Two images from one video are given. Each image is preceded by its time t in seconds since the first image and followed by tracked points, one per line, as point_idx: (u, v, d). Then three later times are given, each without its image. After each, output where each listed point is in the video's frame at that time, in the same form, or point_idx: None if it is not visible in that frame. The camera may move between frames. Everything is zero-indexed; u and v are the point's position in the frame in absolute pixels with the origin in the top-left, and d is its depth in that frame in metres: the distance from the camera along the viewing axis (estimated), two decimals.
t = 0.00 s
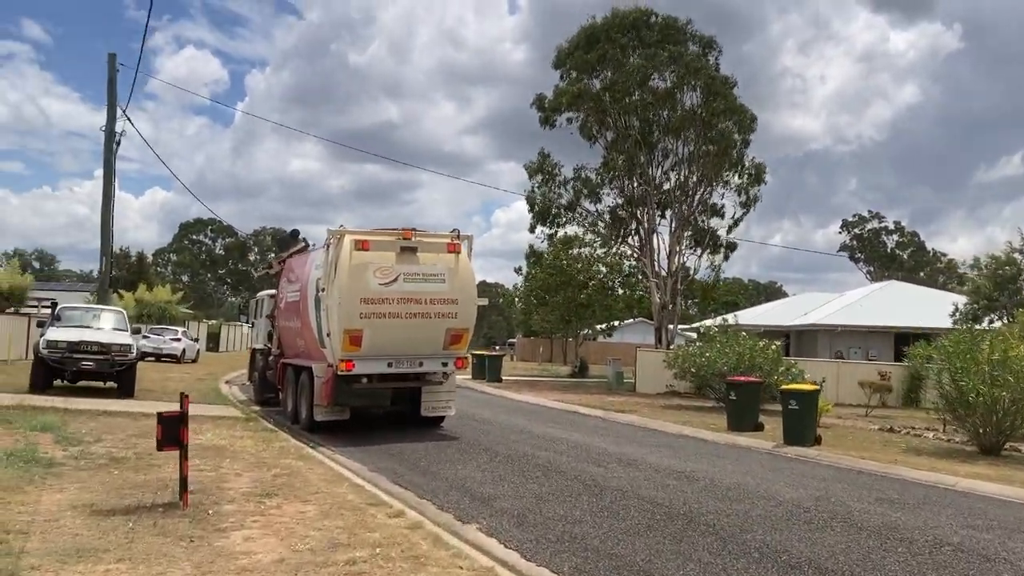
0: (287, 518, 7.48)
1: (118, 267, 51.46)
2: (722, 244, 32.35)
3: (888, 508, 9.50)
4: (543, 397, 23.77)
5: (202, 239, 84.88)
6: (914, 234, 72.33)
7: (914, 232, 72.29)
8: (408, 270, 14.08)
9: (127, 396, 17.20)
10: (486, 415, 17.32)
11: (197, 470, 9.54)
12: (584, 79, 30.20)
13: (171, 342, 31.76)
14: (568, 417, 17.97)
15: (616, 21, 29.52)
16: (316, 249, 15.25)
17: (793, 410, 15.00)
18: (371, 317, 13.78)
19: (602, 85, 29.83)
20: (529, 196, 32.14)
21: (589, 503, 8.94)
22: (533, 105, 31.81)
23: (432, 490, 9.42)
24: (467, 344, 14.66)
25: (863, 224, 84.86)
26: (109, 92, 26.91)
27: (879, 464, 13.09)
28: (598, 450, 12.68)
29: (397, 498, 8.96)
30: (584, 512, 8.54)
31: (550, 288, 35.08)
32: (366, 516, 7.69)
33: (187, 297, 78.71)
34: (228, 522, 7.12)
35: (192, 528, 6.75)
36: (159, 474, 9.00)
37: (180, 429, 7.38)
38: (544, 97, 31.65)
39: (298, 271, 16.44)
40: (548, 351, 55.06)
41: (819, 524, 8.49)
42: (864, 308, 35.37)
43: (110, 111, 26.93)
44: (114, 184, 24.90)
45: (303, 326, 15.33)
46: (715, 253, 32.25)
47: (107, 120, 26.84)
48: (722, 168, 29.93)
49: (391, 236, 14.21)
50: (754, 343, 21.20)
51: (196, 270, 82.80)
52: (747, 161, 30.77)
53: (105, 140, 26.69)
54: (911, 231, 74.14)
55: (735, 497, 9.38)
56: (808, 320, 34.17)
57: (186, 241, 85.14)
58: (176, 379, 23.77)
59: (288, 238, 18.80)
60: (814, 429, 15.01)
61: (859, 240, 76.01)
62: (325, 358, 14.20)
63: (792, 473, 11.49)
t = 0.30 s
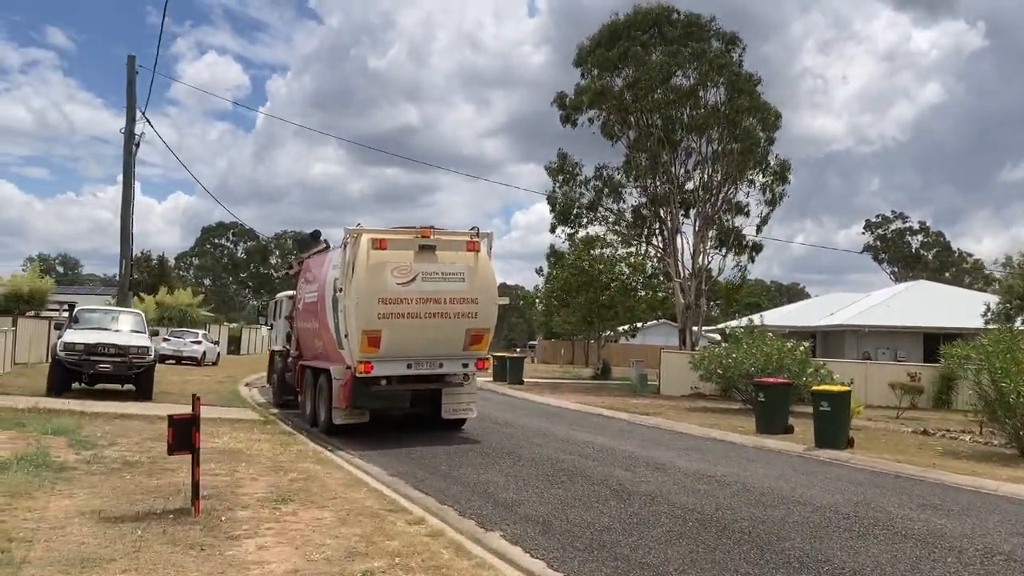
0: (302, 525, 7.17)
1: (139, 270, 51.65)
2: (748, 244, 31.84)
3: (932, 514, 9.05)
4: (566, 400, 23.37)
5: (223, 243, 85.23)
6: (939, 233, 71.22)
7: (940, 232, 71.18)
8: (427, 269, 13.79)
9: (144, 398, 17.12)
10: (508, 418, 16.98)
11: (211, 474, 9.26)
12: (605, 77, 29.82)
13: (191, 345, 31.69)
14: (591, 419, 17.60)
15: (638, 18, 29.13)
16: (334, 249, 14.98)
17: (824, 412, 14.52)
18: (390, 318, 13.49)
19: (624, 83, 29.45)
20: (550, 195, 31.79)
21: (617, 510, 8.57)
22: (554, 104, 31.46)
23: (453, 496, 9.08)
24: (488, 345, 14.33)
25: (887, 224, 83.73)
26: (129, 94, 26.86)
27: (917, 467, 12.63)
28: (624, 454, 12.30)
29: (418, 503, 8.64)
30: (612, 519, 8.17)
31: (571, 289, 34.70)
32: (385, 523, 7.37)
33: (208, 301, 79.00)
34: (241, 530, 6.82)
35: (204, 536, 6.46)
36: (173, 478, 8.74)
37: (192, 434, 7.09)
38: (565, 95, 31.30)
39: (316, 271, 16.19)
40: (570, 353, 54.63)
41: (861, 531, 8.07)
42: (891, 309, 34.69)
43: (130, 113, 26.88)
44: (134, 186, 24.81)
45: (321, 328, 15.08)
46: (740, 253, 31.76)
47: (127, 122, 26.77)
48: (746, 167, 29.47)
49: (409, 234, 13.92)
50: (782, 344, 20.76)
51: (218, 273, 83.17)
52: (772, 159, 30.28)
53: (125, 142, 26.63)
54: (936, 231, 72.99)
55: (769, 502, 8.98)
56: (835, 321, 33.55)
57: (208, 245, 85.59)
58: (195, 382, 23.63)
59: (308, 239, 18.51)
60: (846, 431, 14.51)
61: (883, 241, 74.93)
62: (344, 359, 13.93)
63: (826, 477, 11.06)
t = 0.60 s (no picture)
0: (308, 541, 6.83)
1: (153, 274, 51.65)
2: (766, 246, 31.35)
3: (969, 527, 8.62)
4: (582, 404, 22.95)
5: (238, 246, 85.35)
6: (958, 235, 70.35)
7: (958, 234, 70.31)
8: (440, 272, 13.45)
9: (153, 403, 16.91)
10: (523, 424, 16.61)
11: (216, 485, 8.94)
12: (621, 76, 29.42)
13: (204, 348, 31.50)
14: (608, 425, 17.22)
15: (654, 17, 28.72)
16: (346, 251, 14.66)
17: (850, 419, 14.01)
18: (402, 322, 13.15)
19: (640, 82, 29.04)
20: (564, 197, 31.41)
21: (639, 523, 8.18)
22: (569, 104, 31.07)
23: (467, 508, 8.72)
24: (502, 350, 13.98)
25: (904, 225, 82.85)
26: (141, 96, 26.70)
27: (948, 476, 12.16)
28: (644, 462, 11.89)
29: (429, 517, 8.27)
30: (634, 534, 7.79)
31: (586, 292, 34.29)
32: (395, 539, 7.01)
33: (222, 304, 79.03)
34: (244, 546, 6.48)
35: (204, 554, 6.12)
36: (176, 490, 8.43)
37: (192, 443, 6.77)
38: (580, 95, 30.91)
39: (327, 274, 15.89)
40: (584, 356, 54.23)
41: (897, 546, 7.66)
42: (913, 311, 34.07)
43: (142, 115, 26.71)
44: (145, 189, 24.61)
45: (333, 333, 14.77)
46: (758, 255, 31.28)
47: (138, 124, 26.58)
48: (764, 167, 29.00)
49: (422, 236, 13.59)
50: (803, 347, 20.29)
51: (232, 276, 83.27)
52: (790, 159, 29.80)
53: (136, 144, 26.43)
54: (954, 232, 72.13)
55: (798, 515, 8.56)
56: (855, 324, 32.99)
57: (222, 248, 85.68)
58: (207, 386, 23.41)
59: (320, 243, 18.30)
60: (872, 439, 13.97)
61: (900, 242, 74.07)
62: (355, 365, 13.60)
63: (855, 487, 10.63)
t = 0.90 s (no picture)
0: (301, 545, 6.51)
1: (160, 272, 51.60)
2: (777, 243, 30.91)
3: (995, 531, 8.24)
4: (590, 403, 22.58)
5: (246, 245, 85.39)
6: (969, 234, 69.62)
7: (970, 232, 69.58)
8: (445, 266, 13.13)
9: (153, 401, 16.65)
10: (530, 423, 16.28)
11: (209, 486, 8.64)
12: (630, 71, 29.05)
13: (209, 347, 31.27)
14: (617, 424, 16.87)
15: (664, 11, 28.36)
16: (348, 246, 14.34)
17: (865, 418, 13.59)
18: (405, 318, 12.83)
19: (649, 77, 28.67)
20: (573, 193, 31.06)
21: (649, 527, 7.84)
22: (577, 100, 30.72)
23: (470, 510, 8.38)
24: (508, 347, 13.65)
25: (915, 224, 82.10)
26: (146, 93, 26.48)
27: (968, 477, 11.75)
28: (655, 462, 11.54)
29: (430, 520, 7.94)
30: (644, 538, 7.44)
31: (595, 290, 33.92)
32: (392, 543, 6.68)
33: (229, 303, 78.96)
34: (232, 551, 6.17)
35: (189, 559, 5.82)
36: (167, 491, 8.12)
37: (180, 443, 6.45)
38: (588, 91, 30.55)
39: (329, 270, 15.58)
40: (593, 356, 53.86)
41: (921, 551, 7.28)
42: (926, 309, 33.58)
43: (146, 112, 26.50)
44: (149, 186, 24.40)
45: (335, 329, 14.47)
46: (769, 253, 30.84)
47: (142, 120, 26.36)
48: (775, 163, 28.58)
49: (426, 230, 13.27)
50: (815, 345, 19.88)
51: (240, 276, 83.24)
52: (802, 155, 29.37)
53: (140, 141, 26.21)
54: (965, 231, 71.38)
55: (815, 518, 8.20)
56: (866, 322, 32.53)
57: (231, 247, 85.65)
58: (210, 384, 23.17)
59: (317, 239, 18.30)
60: (888, 438, 13.52)
61: (911, 241, 73.34)
62: (357, 362, 13.29)
63: (874, 488, 10.26)
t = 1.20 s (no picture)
0: (293, 559, 6.15)
1: (165, 269, 51.48)
2: (788, 241, 30.45)
3: None
4: (597, 404, 22.20)
5: (252, 242, 85.28)
6: (979, 231, 69.00)
7: (979, 230, 68.94)
8: (447, 264, 12.78)
9: (153, 400, 16.35)
10: (536, 424, 15.93)
11: (202, 492, 8.29)
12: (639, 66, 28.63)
13: (212, 344, 31.00)
14: (624, 425, 16.51)
15: (674, 5, 27.93)
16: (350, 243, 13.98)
17: (881, 421, 13.17)
18: (407, 317, 12.48)
19: (659, 72, 28.25)
20: (580, 190, 30.65)
21: (660, 539, 7.44)
22: (585, 95, 30.32)
23: (472, 519, 8.01)
24: (513, 347, 13.30)
25: (924, 221, 81.46)
26: (148, 87, 26.17)
27: (990, 484, 11.34)
28: (664, 467, 11.16)
29: (431, 530, 7.56)
30: (654, 551, 7.06)
31: (602, 288, 33.53)
32: (390, 557, 6.31)
33: (235, 300, 78.86)
34: (220, 566, 5.81)
35: None
36: (156, 498, 7.77)
37: (165, 451, 6.10)
38: (596, 86, 30.14)
39: (331, 268, 15.24)
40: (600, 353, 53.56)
41: (949, 566, 6.88)
42: (939, 308, 33.10)
43: (149, 106, 26.20)
44: (151, 181, 24.11)
45: (336, 329, 14.14)
46: (779, 251, 30.39)
47: (145, 116, 26.07)
48: (787, 160, 28.14)
49: (429, 226, 12.92)
50: (828, 345, 19.53)
51: (247, 273, 83.17)
52: (813, 152, 28.91)
53: (143, 136, 25.92)
54: (975, 229, 70.73)
55: (833, 529, 7.80)
56: (878, 321, 32.07)
57: (237, 244, 85.52)
58: (213, 382, 22.87)
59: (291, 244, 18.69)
60: (905, 442, 13.08)
61: (920, 238, 72.67)
62: (358, 362, 12.94)
63: (893, 496, 9.85)
